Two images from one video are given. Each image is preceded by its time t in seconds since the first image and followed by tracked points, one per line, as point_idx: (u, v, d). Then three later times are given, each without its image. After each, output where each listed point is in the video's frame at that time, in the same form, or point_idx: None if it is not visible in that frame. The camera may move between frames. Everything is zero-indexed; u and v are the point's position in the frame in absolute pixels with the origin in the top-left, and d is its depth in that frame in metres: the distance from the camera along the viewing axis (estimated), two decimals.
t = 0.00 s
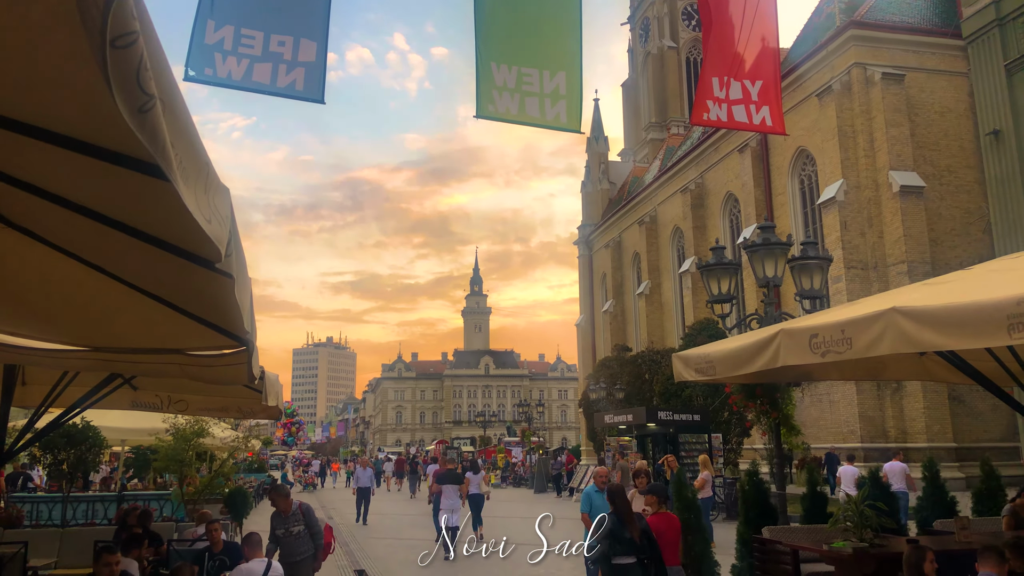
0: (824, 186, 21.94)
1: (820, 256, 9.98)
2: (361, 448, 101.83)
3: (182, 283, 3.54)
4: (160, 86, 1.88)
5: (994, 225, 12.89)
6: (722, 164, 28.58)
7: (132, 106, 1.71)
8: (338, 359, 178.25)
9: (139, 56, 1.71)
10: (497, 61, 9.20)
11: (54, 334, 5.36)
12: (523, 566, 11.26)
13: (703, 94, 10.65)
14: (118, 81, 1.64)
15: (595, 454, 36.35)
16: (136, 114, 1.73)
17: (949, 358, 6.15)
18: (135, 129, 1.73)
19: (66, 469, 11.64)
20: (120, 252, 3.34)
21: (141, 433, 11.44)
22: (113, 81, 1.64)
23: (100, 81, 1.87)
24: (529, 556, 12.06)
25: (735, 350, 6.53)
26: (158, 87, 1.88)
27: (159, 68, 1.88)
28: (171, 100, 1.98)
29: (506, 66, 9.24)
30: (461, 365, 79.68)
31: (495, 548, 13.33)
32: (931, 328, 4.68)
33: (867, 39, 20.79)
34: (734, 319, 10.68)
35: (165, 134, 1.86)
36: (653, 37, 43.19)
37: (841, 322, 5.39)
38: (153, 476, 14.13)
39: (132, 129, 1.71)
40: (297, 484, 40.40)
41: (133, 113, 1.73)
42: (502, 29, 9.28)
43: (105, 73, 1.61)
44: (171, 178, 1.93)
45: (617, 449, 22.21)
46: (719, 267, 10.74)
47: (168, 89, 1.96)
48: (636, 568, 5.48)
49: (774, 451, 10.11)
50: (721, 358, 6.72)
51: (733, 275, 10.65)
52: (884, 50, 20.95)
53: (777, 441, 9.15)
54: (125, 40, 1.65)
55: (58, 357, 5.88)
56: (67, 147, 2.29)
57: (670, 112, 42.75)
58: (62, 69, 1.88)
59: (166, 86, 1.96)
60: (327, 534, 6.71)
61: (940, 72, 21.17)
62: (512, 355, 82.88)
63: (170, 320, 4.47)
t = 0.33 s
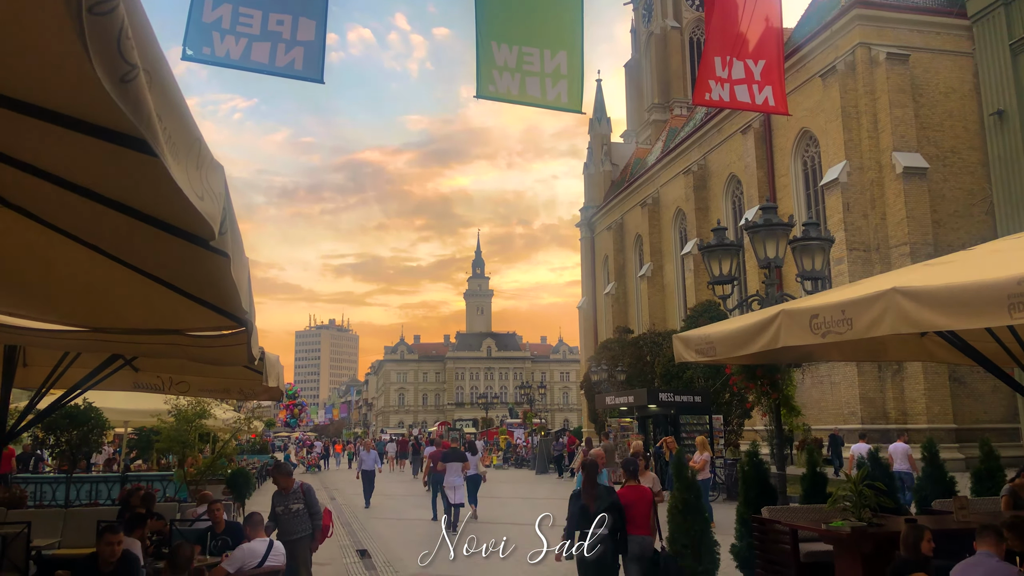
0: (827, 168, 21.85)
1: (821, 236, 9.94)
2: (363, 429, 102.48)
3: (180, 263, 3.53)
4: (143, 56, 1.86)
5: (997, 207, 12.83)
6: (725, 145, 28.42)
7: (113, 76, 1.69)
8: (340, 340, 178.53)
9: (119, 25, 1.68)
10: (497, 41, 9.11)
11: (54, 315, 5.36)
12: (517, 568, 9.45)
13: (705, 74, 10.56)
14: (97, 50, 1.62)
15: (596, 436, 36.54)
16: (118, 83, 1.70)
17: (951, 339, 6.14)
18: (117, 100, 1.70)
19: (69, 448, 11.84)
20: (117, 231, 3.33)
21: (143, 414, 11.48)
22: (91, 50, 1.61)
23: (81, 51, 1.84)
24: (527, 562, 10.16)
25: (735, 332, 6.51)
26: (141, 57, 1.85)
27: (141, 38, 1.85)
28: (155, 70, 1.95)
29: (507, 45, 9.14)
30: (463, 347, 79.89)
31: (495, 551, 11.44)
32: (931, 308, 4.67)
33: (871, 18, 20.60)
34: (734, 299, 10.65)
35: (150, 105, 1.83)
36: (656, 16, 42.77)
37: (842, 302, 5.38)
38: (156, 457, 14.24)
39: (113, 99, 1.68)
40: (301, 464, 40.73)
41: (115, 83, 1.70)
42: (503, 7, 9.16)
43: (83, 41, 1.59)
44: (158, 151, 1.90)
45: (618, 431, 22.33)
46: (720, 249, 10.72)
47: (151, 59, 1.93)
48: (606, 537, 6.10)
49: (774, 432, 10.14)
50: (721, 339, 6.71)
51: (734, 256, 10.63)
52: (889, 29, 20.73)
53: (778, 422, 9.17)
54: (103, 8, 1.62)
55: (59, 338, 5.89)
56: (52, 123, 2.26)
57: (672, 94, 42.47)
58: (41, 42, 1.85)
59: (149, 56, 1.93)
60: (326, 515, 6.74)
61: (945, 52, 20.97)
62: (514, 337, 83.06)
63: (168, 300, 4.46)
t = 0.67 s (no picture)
0: (826, 153, 21.79)
1: (821, 221, 9.90)
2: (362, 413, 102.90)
3: (173, 245, 3.51)
4: (126, 29, 1.82)
5: (996, 192, 12.78)
6: (725, 130, 28.31)
7: (95, 49, 1.65)
8: (340, 325, 178.74)
9: None
10: (496, 23, 9.02)
11: (50, 297, 5.35)
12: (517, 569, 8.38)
13: (705, 57, 10.48)
14: (78, 21, 1.59)
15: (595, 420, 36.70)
16: (100, 56, 1.67)
17: (950, 323, 6.12)
18: (99, 73, 1.67)
19: (66, 431, 11.92)
20: (110, 212, 3.30)
21: (141, 398, 11.49)
22: (71, 22, 1.58)
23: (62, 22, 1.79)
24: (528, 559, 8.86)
25: (732, 316, 6.52)
26: (124, 27, 1.81)
27: (122, 9, 1.81)
28: (138, 44, 1.92)
29: (505, 28, 9.05)
30: (462, 332, 80.03)
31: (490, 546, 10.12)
32: (928, 293, 4.66)
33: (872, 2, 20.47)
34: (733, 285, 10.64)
35: (134, 79, 1.80)
36: None
37: (838, 288, 5.37)
38: (154, 441, 14.29)
39: (95, 71, 1.65)
40: (300, 448, 40.97)
41: (96, 56, 1.67)
42: None
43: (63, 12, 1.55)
44: (145, 128, 1.87)
45: (616, 415, 22.45)
46: (719, 234, 10.67)
47: (134, 31, 1.89)
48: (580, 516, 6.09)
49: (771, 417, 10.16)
50: (719, 324, 6.71)
51: (733, 241, 10.59)
52: (890, 14, 20.60)
53: (775, 407, 9.20)
54: None
55: (55, 320, 5.89)
56: (37, 101, 2.23)
57: (673, 78, 42.25)
58: (20, 15, 1.81)
59: (133, 28, 1.89)
60: (323, 498, 6.77)
61: (946, 36, 20.83)
62: (513, 322, 83.16)
63: (162, 282, 4.43)
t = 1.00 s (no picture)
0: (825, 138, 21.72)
1: (818, 204, 9.88)
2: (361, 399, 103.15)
3: (166, 230, 3.50)
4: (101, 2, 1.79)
5: (994, 176, 12.76)
6: (723, 115, 28.21)
7: (68, 24, 1.63)
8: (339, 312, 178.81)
9: None
10: (492, 6, 8.93)
11: (44, 283, 5.34)
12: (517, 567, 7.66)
13: (702, 41, 10.39)
14: None
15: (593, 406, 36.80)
16: (73, 31, 1.65)
17: (946, 307, 6.12)
18: (73, 49, 1.65)
19: (64, 417, 11.93)
20: (102, 197, 3.29)
21: (139, 384, 11.48)
22: None
23: None
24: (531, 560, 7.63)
25: (729, 301, 6.51)
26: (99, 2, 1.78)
27: None
28: (116, 20, 1.89)
29: (501, 11, 8.97)
30: (461, 319, 80.11)
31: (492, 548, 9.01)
32: (923, 277, 4.65)
33: None
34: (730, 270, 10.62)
35: (110, 54, 1.78)
36: None
37: (834, 272, 5.35)
38: (153, 428, 14.31)
39: (69, 46, 1.63)
40: (299, 435, 41.05)
41: (70, 31, 1.64)
42: None
43: None
44: (123, 105, 1.85)
45: (614, 400, 22.49)
46: (716, 218, 10.64)
47: (111, 7, 1.87)
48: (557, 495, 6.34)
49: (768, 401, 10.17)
50: (715, 308, 6.71)
51: (730, 226, 10.56)
52: None
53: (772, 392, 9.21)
54: None
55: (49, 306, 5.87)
56: (19, 82, 2.21)
57: (671, 63, 42.03)
58: None
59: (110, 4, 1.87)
60: (322, 483, 6.77)
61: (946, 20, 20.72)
62: (511, 308, 83.21)
63: (156, 268, 4.42)
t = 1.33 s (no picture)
0: (826, 126, 21.66)
1: (817, 191, 9.85)
2: (360, 386, 103.33)
3: (160, 213, 3.48)
4: None
5: (995, 164, 12.72)
6: (724, 102, 28.11)
7: None
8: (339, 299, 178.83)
9: None
10: None
11: (42, 267, 5.33)
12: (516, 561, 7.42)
13: (703, 27, 10.32)
14: None
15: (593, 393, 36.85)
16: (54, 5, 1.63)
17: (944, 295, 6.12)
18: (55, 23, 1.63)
19: (63, 402, 11.94)
20: (95, 179, 3.27)
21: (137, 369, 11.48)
22: None
23: None
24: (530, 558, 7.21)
25: (727, 287, 6.50)
26: None
27: None
28: None
29: None
30: (461, 306, 80.14)
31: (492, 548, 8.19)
32: (923, 264, 4.63)
33: None
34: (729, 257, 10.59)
35: (93, 29, 1.76)
36: None
37: (832, 258, 5.34)
38: (152, 413, 14.33)
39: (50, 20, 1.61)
40: (299, 422, 41.10)
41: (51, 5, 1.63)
42: None
43: None
44: (108, 82, 1.83)
45: (613, 388, 22.52)
46: (715, 205, 10.61)
47: None
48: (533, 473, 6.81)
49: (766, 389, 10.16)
50: (713, 295, 6.69)
51: (728, 212, 10.53)
52: None
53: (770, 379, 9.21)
54: None
55: (46, 290, 5.85)
56: (6, 62, 2.19)
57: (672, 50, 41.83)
58: None
59: None
60: (321, 469, 6.79)
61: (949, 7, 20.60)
62: (511, 296, 83.24)
63: (151, 251, 4.41)
